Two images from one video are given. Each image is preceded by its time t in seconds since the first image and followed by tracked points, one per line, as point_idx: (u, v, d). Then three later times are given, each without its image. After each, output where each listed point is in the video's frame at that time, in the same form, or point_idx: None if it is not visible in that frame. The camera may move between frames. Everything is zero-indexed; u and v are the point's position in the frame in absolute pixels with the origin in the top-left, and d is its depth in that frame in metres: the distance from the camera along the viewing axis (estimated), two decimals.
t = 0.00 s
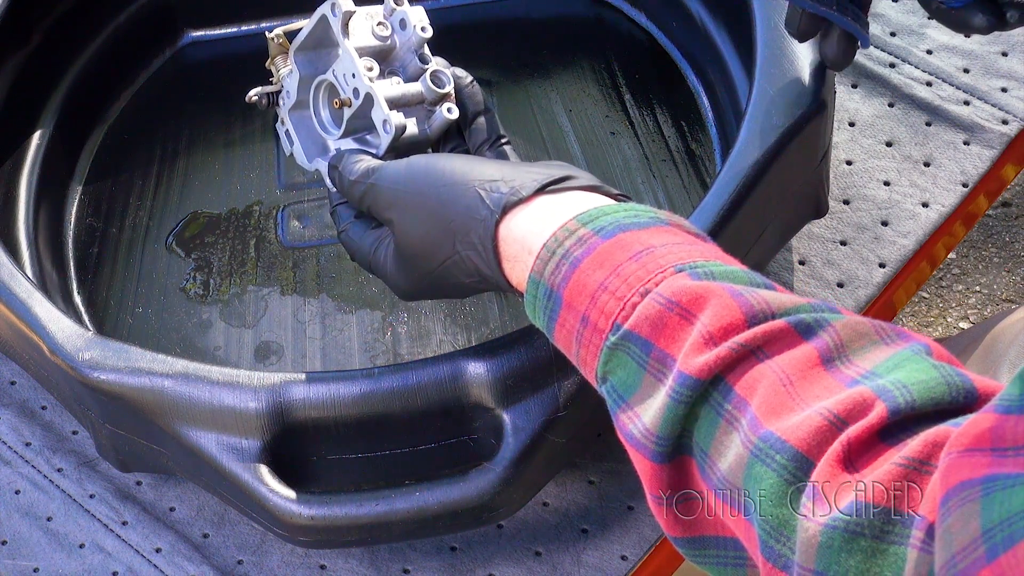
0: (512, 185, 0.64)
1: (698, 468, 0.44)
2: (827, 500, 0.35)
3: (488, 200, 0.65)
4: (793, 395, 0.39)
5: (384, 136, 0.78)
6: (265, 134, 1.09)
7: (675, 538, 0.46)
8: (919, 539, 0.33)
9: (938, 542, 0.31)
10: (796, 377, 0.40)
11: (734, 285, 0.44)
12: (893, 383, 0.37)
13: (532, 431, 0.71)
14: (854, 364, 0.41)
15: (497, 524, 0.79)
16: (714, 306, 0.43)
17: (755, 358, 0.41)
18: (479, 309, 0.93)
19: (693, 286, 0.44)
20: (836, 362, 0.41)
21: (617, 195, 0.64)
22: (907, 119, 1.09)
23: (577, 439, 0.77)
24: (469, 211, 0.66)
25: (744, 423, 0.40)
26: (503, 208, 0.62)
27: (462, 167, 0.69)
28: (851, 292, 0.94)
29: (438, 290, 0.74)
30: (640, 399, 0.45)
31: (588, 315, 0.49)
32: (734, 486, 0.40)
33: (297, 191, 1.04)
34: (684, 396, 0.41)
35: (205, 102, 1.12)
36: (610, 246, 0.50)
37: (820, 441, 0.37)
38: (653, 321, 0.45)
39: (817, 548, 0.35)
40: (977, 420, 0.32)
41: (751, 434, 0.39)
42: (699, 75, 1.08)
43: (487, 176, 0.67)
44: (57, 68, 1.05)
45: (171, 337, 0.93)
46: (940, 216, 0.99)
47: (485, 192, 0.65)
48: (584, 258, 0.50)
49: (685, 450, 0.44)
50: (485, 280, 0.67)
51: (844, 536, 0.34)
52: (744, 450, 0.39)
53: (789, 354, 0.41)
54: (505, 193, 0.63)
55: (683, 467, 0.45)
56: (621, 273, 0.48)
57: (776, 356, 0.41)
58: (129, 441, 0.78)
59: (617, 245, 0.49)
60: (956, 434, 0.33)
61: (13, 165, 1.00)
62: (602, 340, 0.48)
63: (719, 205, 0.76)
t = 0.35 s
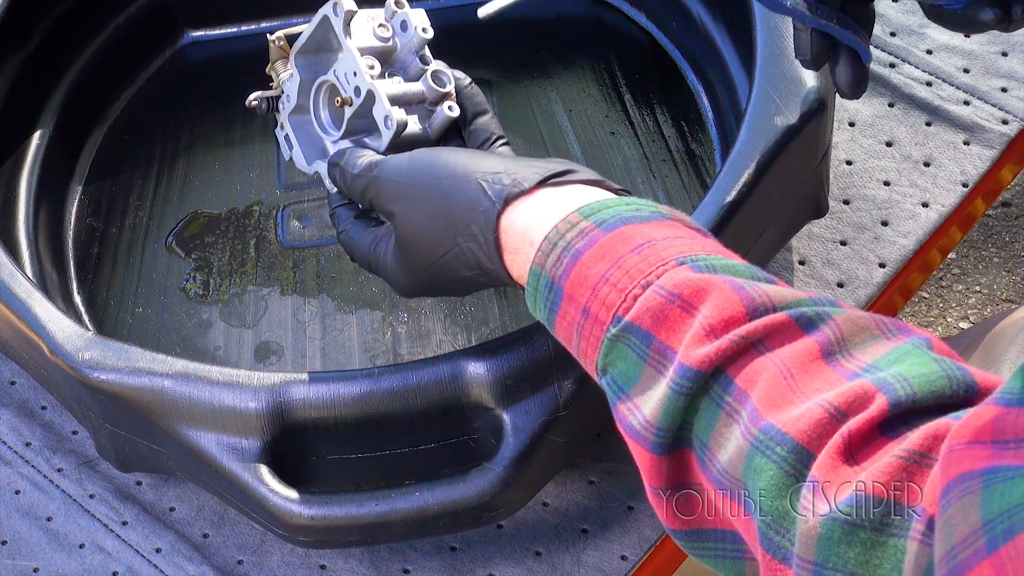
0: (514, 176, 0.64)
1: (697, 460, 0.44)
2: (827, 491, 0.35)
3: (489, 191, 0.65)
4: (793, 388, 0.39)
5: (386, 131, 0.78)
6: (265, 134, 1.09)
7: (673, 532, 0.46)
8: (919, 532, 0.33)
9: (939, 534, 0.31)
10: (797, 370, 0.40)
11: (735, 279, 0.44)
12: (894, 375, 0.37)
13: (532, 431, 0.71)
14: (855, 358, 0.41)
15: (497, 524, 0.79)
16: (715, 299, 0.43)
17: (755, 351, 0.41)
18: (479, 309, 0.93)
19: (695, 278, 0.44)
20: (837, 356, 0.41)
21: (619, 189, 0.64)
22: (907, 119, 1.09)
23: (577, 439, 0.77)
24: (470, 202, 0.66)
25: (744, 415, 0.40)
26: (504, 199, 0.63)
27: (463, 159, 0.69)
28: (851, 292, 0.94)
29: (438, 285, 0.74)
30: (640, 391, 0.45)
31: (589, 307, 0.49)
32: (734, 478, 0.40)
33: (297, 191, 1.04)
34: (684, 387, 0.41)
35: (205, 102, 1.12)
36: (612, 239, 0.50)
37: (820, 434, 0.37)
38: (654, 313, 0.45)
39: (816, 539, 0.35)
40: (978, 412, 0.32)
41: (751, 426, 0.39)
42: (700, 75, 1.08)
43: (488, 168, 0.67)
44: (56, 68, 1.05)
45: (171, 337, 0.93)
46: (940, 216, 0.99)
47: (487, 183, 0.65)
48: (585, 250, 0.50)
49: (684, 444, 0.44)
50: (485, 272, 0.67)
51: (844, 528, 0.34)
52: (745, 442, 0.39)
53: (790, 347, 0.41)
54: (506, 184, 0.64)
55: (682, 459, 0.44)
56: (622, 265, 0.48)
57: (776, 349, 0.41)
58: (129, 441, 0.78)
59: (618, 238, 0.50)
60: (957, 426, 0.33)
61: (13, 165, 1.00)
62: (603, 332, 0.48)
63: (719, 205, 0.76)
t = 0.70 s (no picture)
0: (521, 168, 0.64)
1: (700, 455, 0.43)
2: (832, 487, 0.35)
3: (496, 182, 0.65)
4: (801, 384, 0.39)
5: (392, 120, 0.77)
6: (265, 134, 1.09)
7: (674, 525, 0.46)
8: (925, 530, 0.32)
9: (944, 532, 0.31)
10: (805, 366, 0.40)
11: (744, 274, 0.44)
12: (901, 374, 0.37)
13: (532, 431, 0.71)
14: (863, 356, 0.41)
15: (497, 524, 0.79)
16: (724, 292, 0.43)
17: (764, 347, 0.41)
18: (479, 309, 0.93)
19: (704, 272, 0.44)
20: (845, 354, 0.41)
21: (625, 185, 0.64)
22: (907, 119, 1.09)
23: (577, 439, 0.77)
24: (475, 192, 0.66)
25: (751, 410, 0.40)
26: (512, 189, 0.63)
27: (469, 151, 0.69)
28: (851, 292, 0.94)
29: (440, 274, 0.74)
30: (645, 383, 0.45)
31: (595, 299, 0.49)
32: (740, 473, 0.40)
33: (297, 191, 1.04)
34: (691, 380, 0.41)
35: (205, 102, 1.12)
36: (619, 232, 0.50)
37: (827, 430, 0.37)
38: (662, 305, 0.45)
39: (822, 537, 0.35)
40: (985, 410, 0.32)
41: (758, 421, 0.39)
42: (699, 75, 1.08)
43: (494, 160, 0.67)
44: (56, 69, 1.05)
45: (170, 337, 0.93)
46: (940, 216, 0.99)
47: (495, 173, 0.65)
48: (593, 242, 0.50)
49: (689, 438, 0.44)
50: (488, 264, 0.67)
51: (850, 525, 0.34)
52: (751, 437, 0.39)
53: (798, 343, 0.41)
54: (514, 174, 0.64)
55: (684, 452, 0.44)
56: (630, 258, 0.48)
57: (784, 345, 0.41)
58: (129, 441, 0.78)
59: (627, 230, 0.49)
60: (964, 425, 0.33)
61: (13, 165, 0.99)
62: (609, 324, 0.48)
63: (718, 205, 0.76)
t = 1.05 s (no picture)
0: (530, 168, 0.64)
1: (705, 459, 0.44)
2: (838, 496, 0.35)
3: (504, 181, 0.65)
4: (808, 390, 0.39)
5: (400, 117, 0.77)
6: (265, 133, 1.09)
7: (677, 529, 0.47)
8: (927, 540, 0.33)
9: (945, 544, 0.31)
10: (812, 374, 0.40)
11: (752, 279, 0.44)
12: (908, 381, 0.37)
13: (533, 431, 0.71)
14: (870, 364, 0.41)
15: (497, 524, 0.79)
16: (731, 297, 0.43)
17: (771, 352, 0.41)
18: (479, 309, 0.93)
19: (711, 276, 0.44)
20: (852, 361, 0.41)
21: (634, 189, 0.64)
22: (907, 119, 1.09)
23: (577, 439, 0.77)
24: (482, 190, 0.66)
25: (757, 416, 0.40)
26: (520, 188, 0.63)
27: (475, 150, 0.69)
28: (850, 292, 0.94)
29: (443, 273, 0.74)
30: (652, 386, 0.45)
31: (602, 301, 0.49)
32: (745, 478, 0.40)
33: (297, 191, 1.04)
34: (697, 385, 0.41)
35: (205, 102, 1.12)
36: (627, 235, 0.50)
37: (834, 437, 0.37)
38: (670, 308, 0.45)
39: (827, 546, 0.35)
40: (984, 422, 0.32)
41: (764, 427, 0.39)
42: (699, 75, 1.08)
43: (502, 160, 0.67)
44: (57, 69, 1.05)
45: (170, 337, 0.93)
46: (940, 216, 0.99)
47: (503, 172, 0.66)
48: (600, 244, 0.50)
49: (694, 442, 0.44)
50: (492, 262, 0.68)
51: (854, 533, 0.34)
52: (757, 443, 0.39)
53: (805, 349, 0.41)
54: (523, 174, 0.64)
55: (689, 456, 0.44)
56: (638, 260, 0.48)
57: (791, 351, 0.41)
58: (129, 441, 0.78)
59: (635, 234, 0.49)
60: (964, 435, 0.33)
61: (13, 165, 0.99)
62: (616, 326, 0.48)
63: (718, 205, 0.76)
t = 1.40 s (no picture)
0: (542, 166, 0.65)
1: (712, 462, 0.44)
2: (846, 502, 0.35)
3: (516, 176, 0.65)
4: (817, 394, 0.39)
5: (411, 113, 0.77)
6: (265, 133, 1.09)
7: (678, 531, 0.47)
8: (932, 551, 0.33)
9: (949, 558, 0.31)
10: (822, 378, 0.39)
11: (763, 284, 0.44)
12: (918, 387, 0.37)
13: (532, 431, 0.71)
14: (880, 371, 0.41)
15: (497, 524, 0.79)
16: (742, 300, 0.43)
17: (781, 356, 0.41)
18: (480, 309, 0.93)
19: (724, 279, 0.44)
20: (862, 367, 0.41)
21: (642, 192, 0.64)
22: (907, 119, 1.09)
23: (577, 439, 0.77)
24: (493, 186, 0.66)
25: (766, 420, 0.40)
26: (531, 183, 0.63)
27: (485, 147, 0.69)
28: (851, 292, 0.94)
29: (443, 271, 0.75)
30: (660, 388, 0.45)
31: (611, 301, 0.48)
32: (753, 481, 0.40)
33: (297, 191, 1.04)
34: (706, 387, 0.41)
35: (205, 102, 1.12)
36: (638, 236, 0.50)
37: (844, 442, 0.37)
38: (680, 310, 0.45)
39: (833, 552, 0.35)
40: (989, 434, 0.32)
41: (774, 430, 0.39)
42: (699, 75, 1.08)
43: (513, 158, 0.67)
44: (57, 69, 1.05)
45: (170, 336, 0.93)
46: (940, 216, 0.99)
47: (515, 168, 0.66)
48: (610, 245, 0.50)
49: (700, 445, 0.44)
50: (497, 258, 0.68)
51: (862, 540, 0.34)
52: (766, 446, 0.39)
53: (815, 353, 0.41)
54: (534, 170, 0.64)
55: (694, 458, 0.44)
56: (649, 262, 0.48)
57: (802, 356, 0.41)
58: (129, 441, 0.78)
59: (645, 235, 0.49)
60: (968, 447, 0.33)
61: (13, 165, 1.00)
62: (624, 327, 0.48)
63: (718, 205, 0.76)
